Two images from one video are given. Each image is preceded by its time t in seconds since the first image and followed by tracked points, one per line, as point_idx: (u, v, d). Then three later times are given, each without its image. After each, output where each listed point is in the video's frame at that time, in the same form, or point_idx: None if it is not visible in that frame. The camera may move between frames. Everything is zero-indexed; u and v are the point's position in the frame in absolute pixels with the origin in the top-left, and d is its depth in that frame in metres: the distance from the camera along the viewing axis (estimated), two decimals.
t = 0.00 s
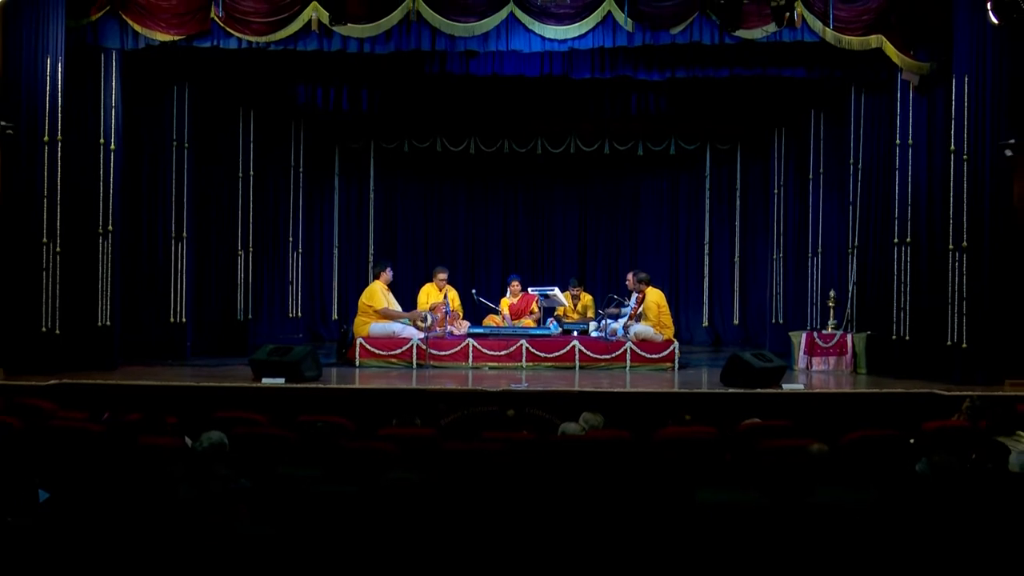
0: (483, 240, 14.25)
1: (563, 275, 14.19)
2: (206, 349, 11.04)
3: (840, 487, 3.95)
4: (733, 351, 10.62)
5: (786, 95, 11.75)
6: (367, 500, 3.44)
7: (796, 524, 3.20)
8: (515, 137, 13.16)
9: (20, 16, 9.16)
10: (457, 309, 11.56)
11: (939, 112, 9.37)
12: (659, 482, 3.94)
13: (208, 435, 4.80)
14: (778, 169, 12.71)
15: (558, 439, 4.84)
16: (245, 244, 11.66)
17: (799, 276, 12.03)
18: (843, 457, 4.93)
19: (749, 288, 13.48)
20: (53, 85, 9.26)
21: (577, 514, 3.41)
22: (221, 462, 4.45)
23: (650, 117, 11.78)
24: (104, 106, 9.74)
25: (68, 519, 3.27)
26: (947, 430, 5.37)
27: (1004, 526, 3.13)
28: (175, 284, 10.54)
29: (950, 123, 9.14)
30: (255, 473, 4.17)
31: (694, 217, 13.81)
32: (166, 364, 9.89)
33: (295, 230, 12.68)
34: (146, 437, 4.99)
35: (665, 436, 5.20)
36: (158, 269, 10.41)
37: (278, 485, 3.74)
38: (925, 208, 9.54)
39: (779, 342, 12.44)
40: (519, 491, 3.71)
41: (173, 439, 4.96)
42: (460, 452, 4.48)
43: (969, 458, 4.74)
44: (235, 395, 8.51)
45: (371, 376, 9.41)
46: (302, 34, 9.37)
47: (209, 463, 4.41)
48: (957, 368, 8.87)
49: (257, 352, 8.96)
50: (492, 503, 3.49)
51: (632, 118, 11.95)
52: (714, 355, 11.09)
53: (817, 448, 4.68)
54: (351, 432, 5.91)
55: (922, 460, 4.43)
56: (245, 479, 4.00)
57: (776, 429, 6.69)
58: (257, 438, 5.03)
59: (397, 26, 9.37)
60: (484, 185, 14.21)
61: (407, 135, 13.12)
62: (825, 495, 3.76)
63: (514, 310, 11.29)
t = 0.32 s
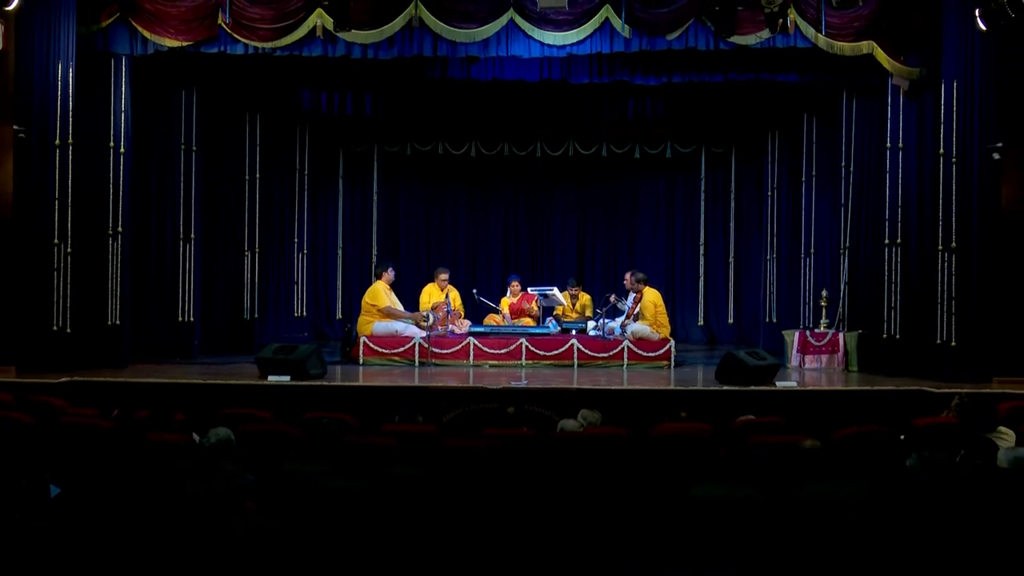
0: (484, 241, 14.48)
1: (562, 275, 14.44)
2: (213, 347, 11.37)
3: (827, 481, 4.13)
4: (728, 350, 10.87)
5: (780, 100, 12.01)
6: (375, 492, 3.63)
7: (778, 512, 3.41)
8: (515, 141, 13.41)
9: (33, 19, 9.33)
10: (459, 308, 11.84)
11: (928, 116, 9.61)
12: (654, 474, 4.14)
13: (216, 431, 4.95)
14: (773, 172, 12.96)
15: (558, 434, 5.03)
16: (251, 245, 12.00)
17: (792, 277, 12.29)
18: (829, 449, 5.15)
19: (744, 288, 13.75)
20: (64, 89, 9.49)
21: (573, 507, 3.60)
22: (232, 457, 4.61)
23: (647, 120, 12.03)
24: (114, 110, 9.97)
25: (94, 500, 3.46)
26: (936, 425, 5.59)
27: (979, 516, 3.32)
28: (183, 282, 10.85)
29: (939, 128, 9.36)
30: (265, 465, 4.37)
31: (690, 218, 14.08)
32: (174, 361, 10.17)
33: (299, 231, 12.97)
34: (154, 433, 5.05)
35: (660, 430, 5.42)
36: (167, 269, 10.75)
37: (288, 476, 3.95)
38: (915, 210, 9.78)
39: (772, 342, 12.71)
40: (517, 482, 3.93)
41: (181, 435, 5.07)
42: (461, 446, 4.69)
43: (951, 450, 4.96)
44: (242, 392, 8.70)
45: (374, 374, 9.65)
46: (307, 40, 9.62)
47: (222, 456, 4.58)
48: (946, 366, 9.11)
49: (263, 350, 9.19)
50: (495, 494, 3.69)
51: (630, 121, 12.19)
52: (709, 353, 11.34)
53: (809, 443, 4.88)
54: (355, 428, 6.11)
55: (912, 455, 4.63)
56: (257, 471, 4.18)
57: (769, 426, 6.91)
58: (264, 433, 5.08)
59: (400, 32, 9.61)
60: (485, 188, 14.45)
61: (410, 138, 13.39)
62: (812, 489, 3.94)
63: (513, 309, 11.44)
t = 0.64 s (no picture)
0: (485, 242, 14.69)
1: (562, 276, 14.64)
2: (219, 347, 11.58)
3: (818, 476, 4.27)
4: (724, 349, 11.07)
5: (776, 102, 12.22)
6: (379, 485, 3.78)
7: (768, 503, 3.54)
8: (515, 142, 13.62)
9: (41, 25, 9.58)
10: (460, 307, 12.07)
11: (922, 119, 9.70)
12: (650, 471, 4.26)
13: (221, 427, 4.96)
14: (768, 174, 13.19)
15: (557, 432, 5.18)
16: (257, 246, 12.20)
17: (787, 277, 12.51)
18: (821, 446, 5.29)
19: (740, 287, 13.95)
20: (73, 92, 9.70)
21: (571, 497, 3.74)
22: (237, 455, 4.73)
23: (643, 122, 12.21)
24: (122, 112, 10.15)
25: (109, 491, 3.63)
26: (927, 422, 5.71)
27: (962, 510, 3.44)
28: (190, 283, 11.03)
29: (932, 130, 9.50)
30: (271, 460, 4.49)
31: (687, 219, 14.28)
32: (180, 360, 10.35)
33: (302, 232, 13.16)
34: (161, 434, 4.97)
35: (657, 428, 5.56)
36: (173, 270, 10.84)
37: (294, 472, 4.07)
38: (907, 212, 9.95)
39: (768, 341, 12.91)
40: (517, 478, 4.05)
41: (188, 434, 5.09)
42: (461, 442, 4.82)
43: (940, 445, 5.10)
44: (247, 390, 8.86)
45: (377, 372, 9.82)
46: (311, 44, 9.78)
47: (230, 453, 4.73)
48: (937, 364, 9.28)
49: (267, 349, 9.36)
50: (494, 488, 3.81)
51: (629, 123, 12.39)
52: (705, 352, 11.53)
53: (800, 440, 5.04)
54: (358, 426, 6.24)
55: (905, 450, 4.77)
56: (265, 466, 4.33)
57: (764, 423, 7.05)
58: (269, 431, 5.16)
59: (402, 37, 9.79)
60: (486, 190, 14.64)
61: (411, 140, 13.60)
62: (802, 483, 4.08)
63: (513, 309, 11.72)
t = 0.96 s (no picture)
0: (485, 242, 14.70)
1: (562, 276, 14.66)
2: (219, 347, 11.60)
3: (818, 476, 4.28)
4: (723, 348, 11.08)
5: (775, 102, 12.23)
6: (379, 483, 3.78)
7: (768, 504, 3.54)
8: (515, 142, 13.64)
9: (42, 25, 9.60)
10: (460, 308, 12.10)
11: (921, 119, 9.73)
12: (650, 471, 4.26)
13: (220, 428, 4.93)
14: (768, 173, 13.22)
15: (557, 431, 5.18)
16: (257, 246, 12.20)
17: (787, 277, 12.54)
18: (822, 446, 5.28)
19: (740, 287, 13.95)
20: (73, 92, 9.70)
21: (571, 496, 3.74)
22: (237, 454, 4.74)
23: (643, 122, 12.21)
24: (122, 112, 10.17)
25: (110, 491, 3.63)
26: (928, 422, 5.71)
27: (961, 511, 3.43)
28: (190, 283, 11.04)
29: (931, 130, 9.50)
30: (271, 460, 4.49)
31: (687, 219, 14.28)
32: (180, 360, 10.36)
33: (302, 232, 13.17)
34: (161, 433, 4.98)
35: (657, 428, 5.56)
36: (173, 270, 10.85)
37: (294, 473, 4.08)
38: (907, 212, 9.95)
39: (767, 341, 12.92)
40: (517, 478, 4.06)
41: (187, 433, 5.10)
42: (461, 442, 4.82)
43: (941, 445, 5.09)
44: (247, 390, 8.86)
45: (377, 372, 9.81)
46: (311, 44, 9.78)
47: (230, 453, 4.74)
48: (937, 364, 9.28)
49: (267, 349, 9.35)
50: (494, 488, 3.82)
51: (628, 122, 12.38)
52: (705, 352, 11.53)
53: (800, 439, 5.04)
54: (357, 426, 6.23)
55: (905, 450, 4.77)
56: (265, 466, 4.34)
57: (765, 422, 7.05)
58: (270, 431, 5.17)
59: (402, 37, 9.79)
60: (486, 190, 14.65)
61: (411, 140, 13.62)
62: (802, 483, 4.08)
63: (513, 310, 11.74)
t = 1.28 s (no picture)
0: (486, 242, 14.70)
1: (562, 275, 14.67)
2: (218, 346, 11.61)
3: (817, 476, 4.28)
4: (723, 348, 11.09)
5: (775, 102, 12.23)
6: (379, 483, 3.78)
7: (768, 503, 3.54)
8: (515, 142, 13.65)
9: (42, 26, 9.62)
10: (460, 307, 12.15)
11: (920, 119, 9.75)
12: (650, 471, 4.26)
13: (221, 427, 4.95)
14: (768, 173, 13.24)
15: (556, 431, 5.18)
16: (256, 245, 12.20)
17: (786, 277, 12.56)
18: (821, 445, 5.28)
19: (740, 287, 13.95)
20: (73, 92, 9.71)
21: (571, 495, 3.74)
22: (236, 454, 4.74)
23: (643, 121, 12.19)
24: (122, 112, 10.17)
25: (110, 491, 3.64)
26: (929, 422, 5.70)
27: (961, 510, 3.42)
28: (190, 283, 11.06)
29: (931, 130, 9.51)
30: (271, 460, 4.49)
31: (687, 220, 14.26)
32: (180, 360, 10.36)
33: (302, 232, 13.18)
34: (161, 433, 4.98)
35: (656, 428, 5.56)
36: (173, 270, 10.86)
37: (294, 472, 4.08)
38: (907, 212, 9.94)
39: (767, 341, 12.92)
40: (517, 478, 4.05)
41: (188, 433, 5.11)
42: (460, 442, 4.82)
43: (941, 445, 5.10)
44: (246, 390, 8.86)
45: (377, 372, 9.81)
46: (311, 44, 9.78)
47: (229, 453, 4.74)
48: (937, 364, 9.28)
49: (268, 349, 9.37)
50: (494, 488, 3.82)
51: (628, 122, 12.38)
52: (705, 352, 11.54)
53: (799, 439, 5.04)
54: (357, 426, 6.24)
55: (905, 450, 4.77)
56: (265, 466, 4.34)
57: (764, 422, 7.06)
58: (270, 430, 5.18)
59: (402, 37, 9.79)
60: (486, 190, 14.65)
61: (411, 140, 13.63)
62: (802, 483, 4.07)
63: (513, 309, 11.76)
